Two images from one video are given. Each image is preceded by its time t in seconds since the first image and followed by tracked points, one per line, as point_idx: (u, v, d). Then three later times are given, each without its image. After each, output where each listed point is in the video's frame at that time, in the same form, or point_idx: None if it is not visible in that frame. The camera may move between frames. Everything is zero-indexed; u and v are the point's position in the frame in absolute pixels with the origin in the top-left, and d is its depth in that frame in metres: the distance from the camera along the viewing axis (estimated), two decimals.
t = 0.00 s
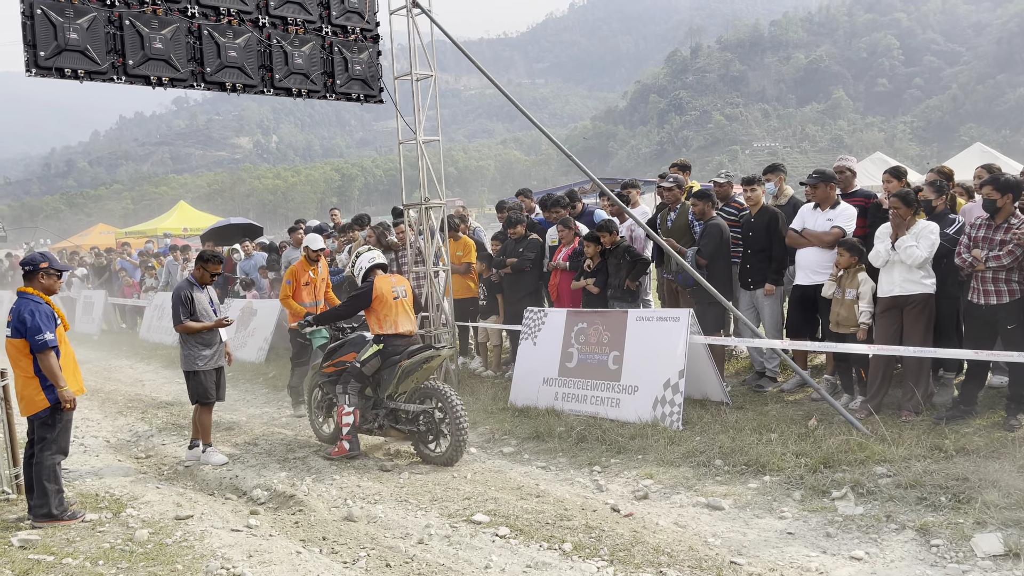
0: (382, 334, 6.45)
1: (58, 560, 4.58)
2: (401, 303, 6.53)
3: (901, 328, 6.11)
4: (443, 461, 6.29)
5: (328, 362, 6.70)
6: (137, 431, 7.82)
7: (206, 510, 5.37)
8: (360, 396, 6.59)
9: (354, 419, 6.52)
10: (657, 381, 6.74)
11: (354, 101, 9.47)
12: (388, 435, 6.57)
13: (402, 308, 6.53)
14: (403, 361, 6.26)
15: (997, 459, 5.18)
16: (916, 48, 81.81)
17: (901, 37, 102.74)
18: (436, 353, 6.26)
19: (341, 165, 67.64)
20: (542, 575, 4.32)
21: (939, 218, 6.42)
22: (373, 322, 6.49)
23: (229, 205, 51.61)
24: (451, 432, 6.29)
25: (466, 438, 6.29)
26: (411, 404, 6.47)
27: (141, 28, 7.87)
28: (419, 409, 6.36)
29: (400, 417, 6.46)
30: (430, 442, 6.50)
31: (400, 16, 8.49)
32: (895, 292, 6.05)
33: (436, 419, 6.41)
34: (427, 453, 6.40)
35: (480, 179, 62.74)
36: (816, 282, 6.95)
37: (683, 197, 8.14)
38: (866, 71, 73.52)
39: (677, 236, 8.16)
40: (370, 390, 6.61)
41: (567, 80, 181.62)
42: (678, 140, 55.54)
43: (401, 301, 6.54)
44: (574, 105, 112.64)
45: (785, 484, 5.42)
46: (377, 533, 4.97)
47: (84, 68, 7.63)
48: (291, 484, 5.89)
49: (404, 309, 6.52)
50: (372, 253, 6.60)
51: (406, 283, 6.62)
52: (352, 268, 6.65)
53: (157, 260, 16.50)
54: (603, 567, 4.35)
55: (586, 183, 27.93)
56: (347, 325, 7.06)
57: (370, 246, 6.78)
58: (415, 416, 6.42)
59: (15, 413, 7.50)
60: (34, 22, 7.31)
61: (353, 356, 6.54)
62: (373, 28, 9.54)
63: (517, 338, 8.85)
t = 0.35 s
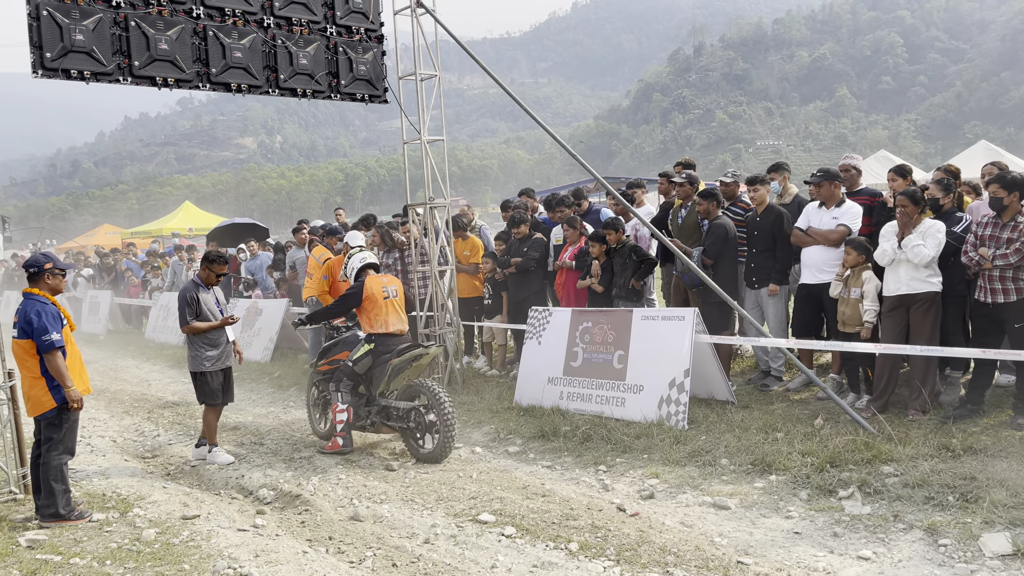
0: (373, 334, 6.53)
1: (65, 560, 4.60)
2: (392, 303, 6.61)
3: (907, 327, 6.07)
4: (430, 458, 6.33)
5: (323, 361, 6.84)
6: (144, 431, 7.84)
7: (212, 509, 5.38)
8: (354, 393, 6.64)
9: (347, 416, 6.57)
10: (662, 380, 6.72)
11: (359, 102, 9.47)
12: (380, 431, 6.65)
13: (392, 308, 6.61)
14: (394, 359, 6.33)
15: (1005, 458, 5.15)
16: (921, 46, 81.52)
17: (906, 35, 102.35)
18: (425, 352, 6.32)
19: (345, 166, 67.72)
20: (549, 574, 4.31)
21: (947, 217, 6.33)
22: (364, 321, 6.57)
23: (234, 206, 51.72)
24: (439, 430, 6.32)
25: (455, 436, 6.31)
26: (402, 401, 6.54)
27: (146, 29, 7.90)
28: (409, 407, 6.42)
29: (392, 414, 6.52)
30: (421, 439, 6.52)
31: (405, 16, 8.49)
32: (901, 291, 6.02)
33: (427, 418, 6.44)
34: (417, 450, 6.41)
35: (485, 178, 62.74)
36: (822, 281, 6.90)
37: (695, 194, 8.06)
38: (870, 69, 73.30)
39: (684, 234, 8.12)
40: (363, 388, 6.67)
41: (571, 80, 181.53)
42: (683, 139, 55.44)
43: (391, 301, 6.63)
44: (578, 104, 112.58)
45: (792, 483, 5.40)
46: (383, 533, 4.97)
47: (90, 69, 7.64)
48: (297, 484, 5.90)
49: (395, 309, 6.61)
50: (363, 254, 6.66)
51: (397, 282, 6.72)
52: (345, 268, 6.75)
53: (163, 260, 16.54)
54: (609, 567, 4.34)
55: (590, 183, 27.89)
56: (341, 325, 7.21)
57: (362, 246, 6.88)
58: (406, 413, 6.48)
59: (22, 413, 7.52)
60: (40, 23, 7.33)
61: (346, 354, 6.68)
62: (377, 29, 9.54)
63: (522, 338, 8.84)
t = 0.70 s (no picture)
0: (369, 327, 6.56)
1: (74, 555, 4.62)
2: (387, 295, 6.59)
3: (917, 317, 6.03)
4: (427, 449, 6.36)
5: (322, 353, 6.82)
6: (152, 426, 7.87)
7: (220, 503, 5.40)
8: (352, 385, 6.68)
9: (344, 410, 6.63)
10: (669, 372, 6.70)
11: (363, 94, 9.45)
12: (379, 423, 6.65)
13: (388, 300, 6.60)
14: (390, 352, 6.35)
15: (1016, 448, 5.11)
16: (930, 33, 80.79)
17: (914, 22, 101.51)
18: (420, 344, 6.32)
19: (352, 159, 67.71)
20: (556, 567, 4.31)
21: (956, 205, 6.27)
22: (359, 313, 6.59)
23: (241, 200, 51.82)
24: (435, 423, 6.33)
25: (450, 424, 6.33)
26: (398, 393, 6.53)
27: (149, 23, 7.89)
28: (406, 399, 6.42)
29: (389, 405, 6.53)
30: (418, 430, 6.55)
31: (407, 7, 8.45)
32: (910, 280, 5.96)
33: (422, 408, 6.47)
34: (414, 442, 6.46)
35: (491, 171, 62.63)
36: (830, 271, 6.86)
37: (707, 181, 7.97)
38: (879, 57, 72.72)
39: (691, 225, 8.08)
40: (362, 379, 6.70)
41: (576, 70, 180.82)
42: (690, 130, 55.16)
43: (386, 293, 6.60)
44: (584, 95, 112.19)
45: (800, 474, 5.37)
46: (390, 526, 4.98)
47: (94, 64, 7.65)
48: (304, 478, 5.91)
49: (390, 301, 6.59)
50: (355, 249, 6.65)
51: (391, 275, 6.71)
52: (339, 262, 6.74)
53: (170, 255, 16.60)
54: (617, 560, 4.34)
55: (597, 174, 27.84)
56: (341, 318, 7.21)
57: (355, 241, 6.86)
58: (403, 406, 6.50)
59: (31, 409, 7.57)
60: (42, 19, 7.32)
61: (344, 347, 6.67)
62: (380, 20, 9.51)
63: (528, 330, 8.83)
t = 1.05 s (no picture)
0: (381, 309, 6.59)
1: (91, 542, 4.69)
2: (400, 278, 6.64)
3: (932, 297, 5.96)
4: (440, 434, 6.40)
5: (336, 339, 6.73)
6: (167, 414, 7.95)
7: (234, 490, 5.46)
8: (366, 371, 6.70)
9: (359, 396, 6.68)
10: (681, 355, 6.69)
11: (371, 81, 9.43)
12: (391, 407, 6.72)
13: (400, 283, 6.65)
14: (402, 337, 6.39)
15: None
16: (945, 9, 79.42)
17: None
18: (432, 329, 6.36)
19: (361, 146, 67.65)
20: (568, 550, 4.33)
21: (970, 183, 6.19)
22: (373, 297, 6.62)
23: (252, 189, 51.97)
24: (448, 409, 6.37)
25: (463, 408, 6.38)
26: (411, 378, 6.56)
27: (155, 12, 7.88)
28: (418, 384, 6.45)
29: (402, 391, 6.56)
30: (430, 416, 6.59)
31: None
32: (925, 260, 5.89)
33: (434, 394, 6.48)
34: (427, 427, 6.51)
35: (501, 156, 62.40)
36: (842, 252, 6.79)
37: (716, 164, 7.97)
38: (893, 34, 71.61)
39: (703, 207, 8.03)
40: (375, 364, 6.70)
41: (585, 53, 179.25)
42: (701, 112, 54.66)
43: (399, 276, 6.65)
44: (593, 78, 111.35)
45: (813, 456, 5.36)
46: (403, 511, 5.02)
47: (101, 55, 7.65)
48: (318, 464, 5.96)
49: (403, 283, 6.64)
50: (367, 231, 6.69)
51: (403, 258, 6.76)
52: (350, 246, 6.80)
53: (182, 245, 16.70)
54: (628, 543, 4.35)
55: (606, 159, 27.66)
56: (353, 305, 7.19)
57: (365, 224, 6.90)
58: (415, 391, 6.52)
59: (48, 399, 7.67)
60: (49, 10, 7.32)
61: (357, 333, 6.65)
62: (387, 6, 9.46)
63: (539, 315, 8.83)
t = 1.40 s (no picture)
0: (399, 297, 6.60)
1: (109, 528, 4.77)
2: (419, 268, 6.64)
3: (950, 278, 5.88)
4: (458, 421, 6.41)
5: (354, 325, 6.86)
6: (184, 401, 8.05)
7: (251, 476, 5.53)
8: (384, 357, 6.72)
9: (375, 382, 6.69)
10: (695, 339, 6.66)
11: (381, 66, 9.41)
12: (409, 393, 6.75)
13: (419, 273, 6.65)
14: (421, 323, 6.41)
15: None
16: None
17: None
18: (451, 315, 6.38)
19: (373, 132, 67.60)
20: (582, 534, 4.35)
21: (988, 161, 6.08)
22: (391, 285, 6.63)
23: (266, 176, 52.15)
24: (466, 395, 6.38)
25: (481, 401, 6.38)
26: (429, 364, 6.58)
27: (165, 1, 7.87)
28: (436, 370, 6.47)
29: (420, 376, 6.59)
30: (448, 402, 6.61)
31: None
32: (943, 241, 5.81)
33: (453, 380, 6.50)
34: (444, 413, 6.52)
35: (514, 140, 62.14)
36: (858, 233, 6.73)
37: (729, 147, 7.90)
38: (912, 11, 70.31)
39: (715, 188, 7.97)
40: (393, 350, 6.74)
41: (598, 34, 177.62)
42: (715, 93, 54.07)
43: (419, 266, 6.65)
44: (606, 60, 110.36)
45: (828, 439, 5.34)
46: (417, 496, 5.06)
47: (112, 44, 7.67)
48: (333, 450, 6.02)
49: (422, 274, 6.63)
50: (391, 217, 6.70)
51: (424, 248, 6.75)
52: (373, 230, 6.81)
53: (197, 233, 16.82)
54: (642, 526, 4.36)
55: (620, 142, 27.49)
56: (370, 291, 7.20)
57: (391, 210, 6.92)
58: (433, 376, 6.55)
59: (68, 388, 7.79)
60: None
61: (376, 319, 6.71)
62: None
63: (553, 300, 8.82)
